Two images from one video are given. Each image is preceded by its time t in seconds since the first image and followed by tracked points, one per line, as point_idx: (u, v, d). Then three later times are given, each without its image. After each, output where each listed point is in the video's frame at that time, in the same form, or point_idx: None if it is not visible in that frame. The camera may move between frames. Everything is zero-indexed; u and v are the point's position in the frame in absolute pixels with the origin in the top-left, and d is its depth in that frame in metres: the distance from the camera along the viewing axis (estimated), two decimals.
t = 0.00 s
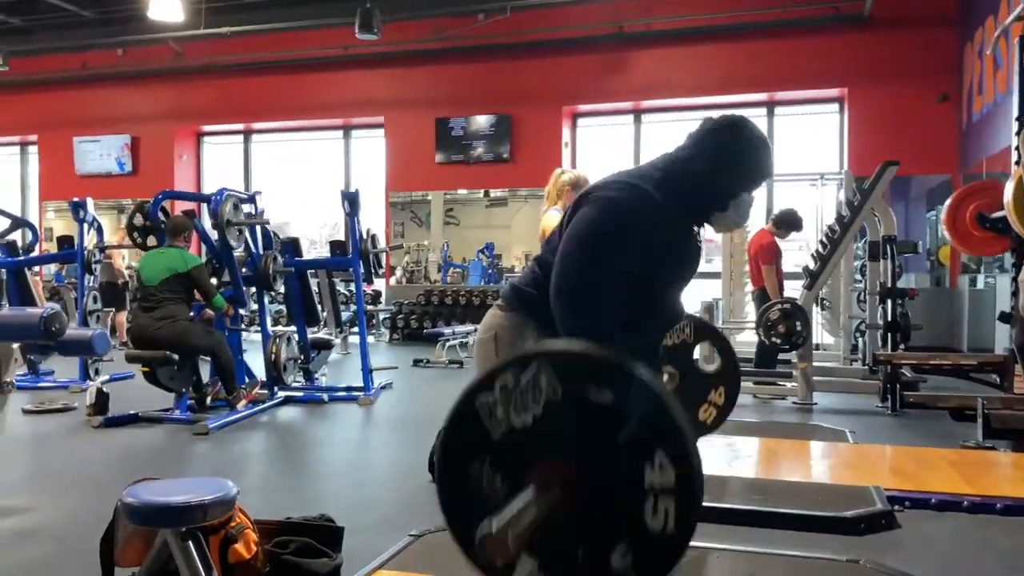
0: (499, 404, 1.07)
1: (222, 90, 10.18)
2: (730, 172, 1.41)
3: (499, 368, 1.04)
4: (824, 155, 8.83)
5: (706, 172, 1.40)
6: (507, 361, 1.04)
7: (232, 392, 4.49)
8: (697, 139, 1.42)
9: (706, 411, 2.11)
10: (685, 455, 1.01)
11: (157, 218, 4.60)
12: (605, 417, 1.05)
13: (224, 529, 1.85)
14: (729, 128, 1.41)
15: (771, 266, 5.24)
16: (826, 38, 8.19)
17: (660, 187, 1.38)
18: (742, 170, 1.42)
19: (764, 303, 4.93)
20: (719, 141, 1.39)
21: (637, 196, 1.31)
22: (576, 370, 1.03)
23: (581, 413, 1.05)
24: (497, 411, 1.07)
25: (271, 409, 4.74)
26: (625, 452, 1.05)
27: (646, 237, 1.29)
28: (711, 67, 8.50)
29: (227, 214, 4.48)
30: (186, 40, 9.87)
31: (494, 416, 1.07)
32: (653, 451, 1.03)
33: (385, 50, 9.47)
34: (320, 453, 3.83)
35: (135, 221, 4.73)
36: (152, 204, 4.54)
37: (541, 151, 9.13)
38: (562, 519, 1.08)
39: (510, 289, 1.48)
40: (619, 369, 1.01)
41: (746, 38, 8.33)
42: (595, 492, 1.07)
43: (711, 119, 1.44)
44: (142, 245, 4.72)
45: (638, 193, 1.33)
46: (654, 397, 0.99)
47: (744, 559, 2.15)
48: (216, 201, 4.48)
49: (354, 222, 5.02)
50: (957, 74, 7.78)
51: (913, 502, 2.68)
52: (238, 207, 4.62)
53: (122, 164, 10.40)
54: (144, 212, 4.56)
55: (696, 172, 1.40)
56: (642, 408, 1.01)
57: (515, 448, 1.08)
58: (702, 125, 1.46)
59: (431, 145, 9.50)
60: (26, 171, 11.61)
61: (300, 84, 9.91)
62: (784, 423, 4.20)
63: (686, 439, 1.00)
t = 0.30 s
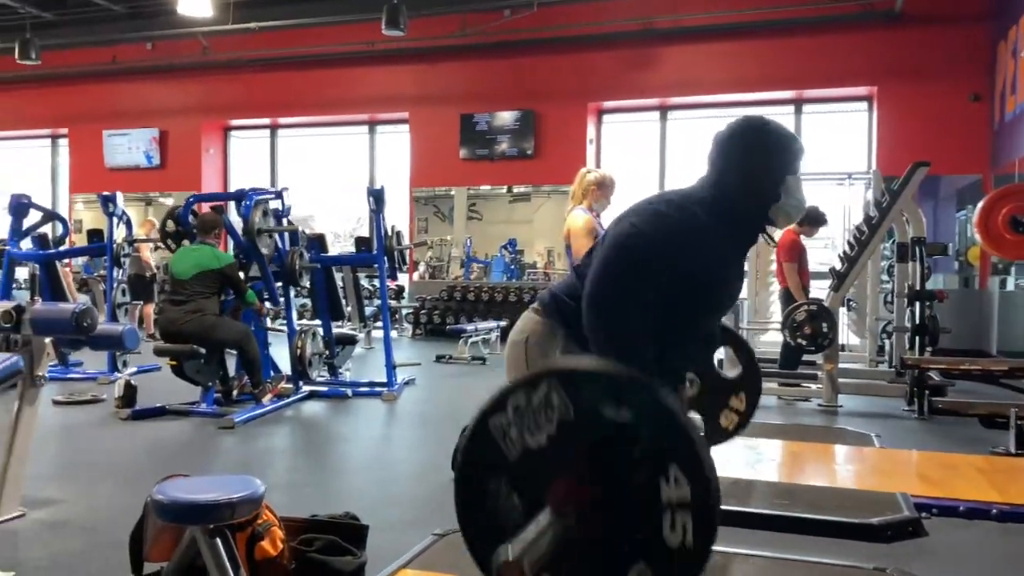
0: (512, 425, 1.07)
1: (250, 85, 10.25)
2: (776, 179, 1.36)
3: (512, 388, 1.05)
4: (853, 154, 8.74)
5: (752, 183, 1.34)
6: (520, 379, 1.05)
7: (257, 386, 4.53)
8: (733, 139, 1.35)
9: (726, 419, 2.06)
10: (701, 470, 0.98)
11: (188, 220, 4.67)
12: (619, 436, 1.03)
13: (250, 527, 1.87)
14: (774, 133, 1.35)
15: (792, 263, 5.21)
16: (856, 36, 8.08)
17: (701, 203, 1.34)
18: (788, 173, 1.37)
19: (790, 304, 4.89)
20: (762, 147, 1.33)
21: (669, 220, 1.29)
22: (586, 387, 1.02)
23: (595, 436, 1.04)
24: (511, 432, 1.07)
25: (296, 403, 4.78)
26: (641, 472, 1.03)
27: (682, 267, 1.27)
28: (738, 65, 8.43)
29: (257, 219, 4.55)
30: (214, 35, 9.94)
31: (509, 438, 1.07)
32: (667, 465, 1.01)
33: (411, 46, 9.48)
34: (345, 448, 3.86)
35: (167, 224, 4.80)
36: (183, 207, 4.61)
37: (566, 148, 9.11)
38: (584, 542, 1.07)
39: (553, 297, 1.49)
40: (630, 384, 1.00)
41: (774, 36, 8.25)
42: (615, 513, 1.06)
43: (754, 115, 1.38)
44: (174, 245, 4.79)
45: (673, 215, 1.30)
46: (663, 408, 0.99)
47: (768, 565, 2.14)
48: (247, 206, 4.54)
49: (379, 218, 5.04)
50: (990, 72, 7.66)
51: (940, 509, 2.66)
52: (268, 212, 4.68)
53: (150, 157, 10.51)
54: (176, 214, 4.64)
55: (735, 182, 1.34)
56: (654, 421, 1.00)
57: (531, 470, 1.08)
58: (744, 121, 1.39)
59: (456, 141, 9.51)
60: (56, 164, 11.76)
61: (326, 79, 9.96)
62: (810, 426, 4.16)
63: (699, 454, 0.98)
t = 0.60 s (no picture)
0: None
1: (282, 82, 10.33)
2: (810, 225, 1.24)
3: None
4: (887, 150, 8.62)
5: (786, 237, 1.24)
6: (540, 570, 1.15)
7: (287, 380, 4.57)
8: (758, 192, 1.25)
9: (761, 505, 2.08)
10: None
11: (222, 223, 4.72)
12: None
13: (279, 521, 1.88)
14: (804, 178, 1.24)
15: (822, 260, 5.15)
16: (893, 30, 7.95)
17: (738, 259, 1.25)
18: (818, 214, 1.25)
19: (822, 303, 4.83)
20: (784, 204, 1.23)
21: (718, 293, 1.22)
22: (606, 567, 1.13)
23: None
24: None
25: (325, 398, 4.81)
26: None
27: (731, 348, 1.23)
28: (770, 60, 8.34)
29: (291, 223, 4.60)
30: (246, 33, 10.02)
31: None
32: None
33: (441, 43, 9.48)
34: (373, 444, 3.88)
35: (201, 225, 4.85)
36: (218, 209, 4.65)
37: (595, 144, 9.08)
38: None
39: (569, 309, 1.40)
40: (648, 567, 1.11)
41: (808, 30, 8.14)
42: None
43: (779, 166, 1.26)
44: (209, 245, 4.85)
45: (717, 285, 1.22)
46: None
47: (797, 567, 2.13)
48: (279, 208, 4.59)
49: (408, 215, 5.07)
50: None
51: (975, 513, 2.63)
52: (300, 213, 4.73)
53: (183, 153, 10.63)
54: (211, 216, 4.69)
55: (763, 234, 1.24)
56: None
57: None
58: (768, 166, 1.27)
59: (485, 137, 9.52)
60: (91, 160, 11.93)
61: (356, 76, 10.01)
62: (842, 426, 4.11)
63: None
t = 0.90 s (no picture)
0: (551, 543, 1.02)
1: (311, 80, 10.39)
2: (822, 186, 1.31)
3: (532, 516, 1.02)
4: (920, 148, 8.47)
5: (798, 186, 1.30)
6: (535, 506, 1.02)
7: (311, 377, 4.59)
8: (765, 152, 1.31)
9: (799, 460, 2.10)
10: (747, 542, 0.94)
11: (247, 219, 4.75)
12: (654, 531, 0.99)
13: (296, 519, 1.88)
14: (810, 131, 1.29)
15: (851, 259, 5.07)
16: (927, 27, 7.80)
17: (748, 214, 1.29)
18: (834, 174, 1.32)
19: (851, 303, 4.75)
20: (804, 151, 1.28)
21: (720, 238, 1.24)
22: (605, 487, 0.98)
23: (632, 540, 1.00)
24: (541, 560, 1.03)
25: (349, 395, 4.83)
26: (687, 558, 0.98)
27: (740, 291, 1.23)
28: (800, 57, 8.23)
29: (314, 220, 4.62)
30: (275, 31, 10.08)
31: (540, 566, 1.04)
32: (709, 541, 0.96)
33: (468, 41, 9.48)
34: (395, 441, 3.88)
35: (227, 225, 4.89)
36: (243, 206, 4.68)
37: (623, 142, 9.02)
38: None
39: (584, 299, 1.45)
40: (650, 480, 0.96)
41: (838, 26, 8.02)
42: None
43: (783, 114, 1.32)
44: (235, 243, 4.87)
45: (730, 234, 1.25)
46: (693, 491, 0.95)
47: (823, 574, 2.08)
48: (304, 206, 4.60)
49: (432, 213, 5.06)
50: None
51: (1007, 521, 2.56)
52: (324, 210, 4.74)
53: (213, 151, 10.75)
54: (236, 214, 4.71)
55: (777, 188, 1.30)
56: (689, 505, 0.96)
57: None
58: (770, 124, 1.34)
59: (511, 135, 9.50)
60: (123, 158, 12.10)
61: (383, 75, 10.04)
62: (870, 429, 4.04)
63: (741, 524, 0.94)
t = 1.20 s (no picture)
0: (530, 405, 1.18)
1: (323, 81, 10.40)
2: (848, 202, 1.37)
3: (518, 374, 1.17)
4: (937, 151, 8.38)
5: (816, 196, 1.34)
6: (523, 364, 1.16)
7: (319, 380, 4.58)
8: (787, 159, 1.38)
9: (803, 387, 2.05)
10: (723, 370, 1.03)
11: (256, 221, 4.75)
12: (633, 374, 1.11)
13: (295, 527, 1.86)
14: (838, 144, 1.35)
15: (864, 263, 5.00)
16: (944, 28, 7.71)
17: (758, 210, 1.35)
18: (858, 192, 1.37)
19: (864, 309, 4.70)
20: (837, 156, 1.33)
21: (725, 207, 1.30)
22: (583, 338, 1.12)
23: (617, 391, 1.12)
24: (529, 418, 1.18)
25: (357, 398, 4.81)
26: (666, 399, 1.09)
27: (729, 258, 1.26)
28: (815, 59, 8.17)
29: (323, 222, 4.62)
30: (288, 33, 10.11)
31: (532, 425, 1.18)
32: (683, 377, 1.07)
33: (481, 42, 9.47)
34: (402, 445, 3.86)
35: (237, 227, 4.89)
36: (252, 208, 4.69)
37: (635, 144, 8.98)
38: (631, 504, 1.14)
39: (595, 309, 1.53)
40: (626, 322, 1.08)
41: (853, 29, 7.95)
42: (663, 455, 1.11)
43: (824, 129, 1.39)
44: (244, 245, 4.88)
45: (728, 211, 1.31)
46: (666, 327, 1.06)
47: None
48: (313, 208, 4.61)
49: (442, 215, 5.05)
50: None
51: (1019, 533, 2.51)
52: (333, 213, 4.74)
53: (226, 152, 10.78)
54: (245, 216, 4.72)
55: (799, 197, 1.35)
56: (662, 347, 1.07)
57: (565, 448, 1.16)
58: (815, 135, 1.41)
59: (523, 136, 9.48)
60: (137, 159, 12.16)
61: (396, 76, 10.04)
62: (882, 437, 3.99)
63: (720, 356, 1.03)
